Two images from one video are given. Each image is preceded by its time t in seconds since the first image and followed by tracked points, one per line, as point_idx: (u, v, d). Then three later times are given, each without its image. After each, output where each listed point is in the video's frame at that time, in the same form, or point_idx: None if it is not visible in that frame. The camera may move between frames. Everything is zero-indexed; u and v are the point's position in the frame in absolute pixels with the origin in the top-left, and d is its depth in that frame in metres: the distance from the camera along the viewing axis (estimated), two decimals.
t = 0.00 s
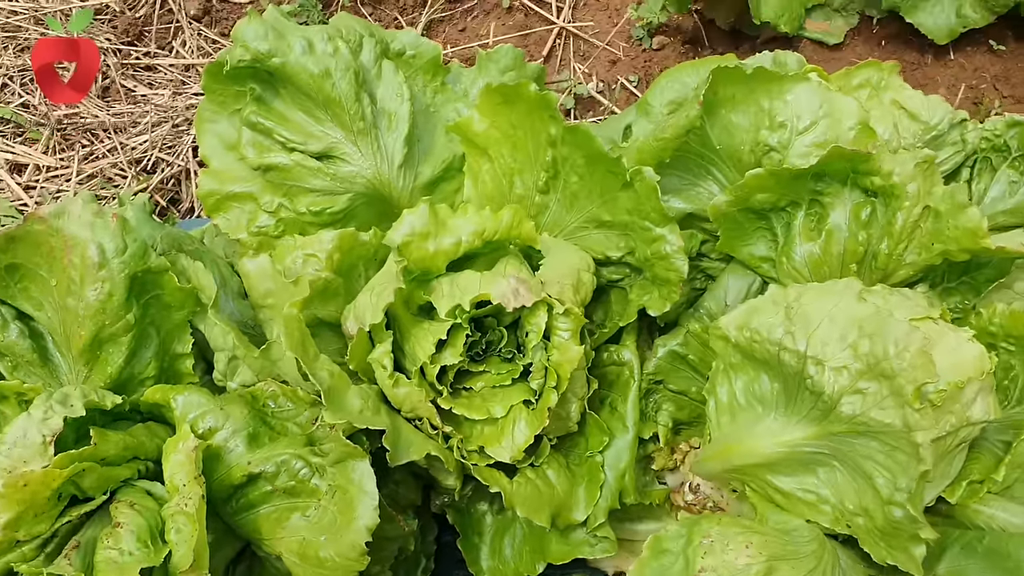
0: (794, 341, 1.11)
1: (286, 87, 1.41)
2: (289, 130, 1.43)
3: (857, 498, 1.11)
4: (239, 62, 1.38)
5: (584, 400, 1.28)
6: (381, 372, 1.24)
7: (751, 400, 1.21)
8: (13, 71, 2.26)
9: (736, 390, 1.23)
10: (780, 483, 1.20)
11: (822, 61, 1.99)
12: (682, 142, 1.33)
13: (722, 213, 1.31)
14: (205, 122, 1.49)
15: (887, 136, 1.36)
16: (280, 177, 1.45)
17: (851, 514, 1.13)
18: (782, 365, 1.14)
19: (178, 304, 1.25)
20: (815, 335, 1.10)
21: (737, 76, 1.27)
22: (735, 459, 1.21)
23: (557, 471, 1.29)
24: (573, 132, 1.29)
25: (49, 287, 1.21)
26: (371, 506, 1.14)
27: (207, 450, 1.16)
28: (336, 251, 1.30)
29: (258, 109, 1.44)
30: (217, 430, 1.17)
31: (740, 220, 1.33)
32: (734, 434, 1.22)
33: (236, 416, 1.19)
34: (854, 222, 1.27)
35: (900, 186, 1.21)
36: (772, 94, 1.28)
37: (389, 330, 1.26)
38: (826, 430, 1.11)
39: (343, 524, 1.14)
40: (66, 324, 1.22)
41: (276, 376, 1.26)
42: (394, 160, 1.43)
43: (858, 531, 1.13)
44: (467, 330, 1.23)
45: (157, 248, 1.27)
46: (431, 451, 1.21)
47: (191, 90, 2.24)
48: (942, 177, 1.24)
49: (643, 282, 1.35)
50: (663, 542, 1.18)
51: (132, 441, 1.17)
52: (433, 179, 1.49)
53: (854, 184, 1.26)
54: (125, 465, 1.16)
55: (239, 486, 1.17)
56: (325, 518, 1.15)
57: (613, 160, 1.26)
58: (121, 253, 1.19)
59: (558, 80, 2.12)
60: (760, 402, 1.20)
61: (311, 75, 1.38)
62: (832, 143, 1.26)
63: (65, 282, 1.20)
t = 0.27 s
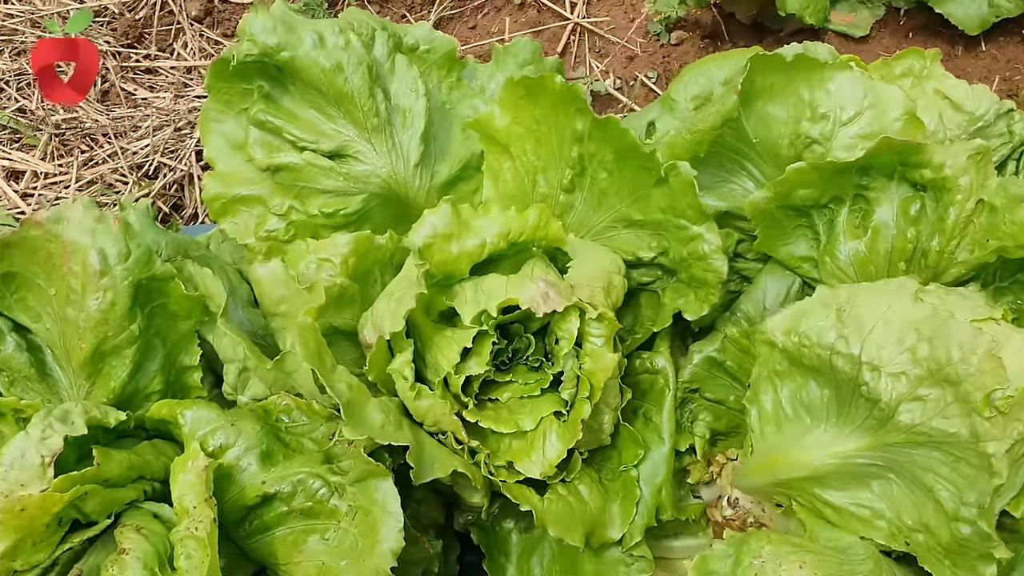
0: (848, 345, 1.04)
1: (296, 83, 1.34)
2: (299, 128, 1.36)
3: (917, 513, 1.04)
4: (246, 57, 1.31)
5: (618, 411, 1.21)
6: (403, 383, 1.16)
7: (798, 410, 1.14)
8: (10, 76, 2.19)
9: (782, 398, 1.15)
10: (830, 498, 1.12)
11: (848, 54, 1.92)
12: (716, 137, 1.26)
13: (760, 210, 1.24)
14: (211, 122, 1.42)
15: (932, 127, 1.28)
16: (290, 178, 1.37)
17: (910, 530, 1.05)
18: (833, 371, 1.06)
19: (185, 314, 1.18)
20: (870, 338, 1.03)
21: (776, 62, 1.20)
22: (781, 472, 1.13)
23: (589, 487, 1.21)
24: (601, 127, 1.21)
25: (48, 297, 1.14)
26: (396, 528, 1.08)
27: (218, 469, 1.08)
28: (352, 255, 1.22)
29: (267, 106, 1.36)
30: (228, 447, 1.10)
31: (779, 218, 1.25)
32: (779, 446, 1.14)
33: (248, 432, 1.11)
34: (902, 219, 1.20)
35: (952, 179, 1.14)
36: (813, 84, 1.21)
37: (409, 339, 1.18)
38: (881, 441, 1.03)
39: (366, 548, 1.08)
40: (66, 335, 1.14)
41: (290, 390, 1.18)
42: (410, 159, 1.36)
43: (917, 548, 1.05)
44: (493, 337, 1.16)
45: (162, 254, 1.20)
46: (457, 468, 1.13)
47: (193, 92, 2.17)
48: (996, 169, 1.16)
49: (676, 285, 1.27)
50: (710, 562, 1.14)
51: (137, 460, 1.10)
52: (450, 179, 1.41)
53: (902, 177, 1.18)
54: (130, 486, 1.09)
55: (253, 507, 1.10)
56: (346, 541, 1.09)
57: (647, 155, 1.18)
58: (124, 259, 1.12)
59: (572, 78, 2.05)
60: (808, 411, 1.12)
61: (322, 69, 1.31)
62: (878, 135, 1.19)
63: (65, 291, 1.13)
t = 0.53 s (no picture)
0: (899, 355, 0.96)
1: (297, 88, 1.27)
2: (300, 136, 1.28)
3: (977, 535, 0.96)
4: (244, 61, 1.24)
5: (648, 430, 1.13)
6: (418, 405, 1.08)
7: (843, 425, 1.06)
8: None
9: (825, 413, 1.08)
10: (880, 519, 1.04)
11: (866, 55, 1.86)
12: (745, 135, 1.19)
13: (793, 213, 1.17)
14: (207, 134, 1.34)
15: (972, 123, 1.21)
16: (292, 189, 1.30)
17: (969, 553, 0.97)
18: (883, 384, 0.99)
19: (184, 334, 1.10)
20: (923, 346, 0.95)
21: (808, 55, 1.14)
22: (827, 494, 1.06)
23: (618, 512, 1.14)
24: (623, 127, 1.14)
25: (37, 319, 1.06)
26: (414, 561, 1.00)
27: (222, 501, 1.00)
28: (361, 268, 1.14)
29: (267, 114, 1.29)
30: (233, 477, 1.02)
31: (813, 221, 1.18)
32: (824, 465, 1.06)
33: (253, 460, 1.03)
34: (947, 220, 1.12)
35: (1000, 176, 1.06)
36: (846, 78, 1.15)
37: (424, 357, 1.10)
38: (937, 457, 0.96)
39: None
40: (56, 360, 1.07)
41: (298, 414, 1.12)
42: (419, 166, 1.28)
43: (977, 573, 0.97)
44: (514, 353, 1.08)
45: (159, 271, 1.12)
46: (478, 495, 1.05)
47: (189, 106, 2.11)
48: None
49: (705, 294, 1.20)
50: None
51: (134, 492, 1.02)
52: (460, 187, 1.34)
53: (944, 175, 1.11)
54: (127, 521, 1.01)
55: (260, 541, 1.02)
56: None
57: (676, 155, 1.11)
58: (118, 276, 1.04)
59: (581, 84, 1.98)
60: (853, 426, 1.05)
61: (325, 73, 1.24)
62: (917, 131, 1.12)
63: (55, 312, 1.05)
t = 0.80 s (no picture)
0: (951, 370, 0.88)
1: (296, 96, 1.20)
2: (301, 147, 1.22)
3: None
4: (240, 68, 1.18)
5: (676, 453, 1.06)
6: (431, 429, 1.00)
7: (889, 445, 0.99)
8: None
9: (868, 434, 1.01)
10: (932, 548, 0.96)
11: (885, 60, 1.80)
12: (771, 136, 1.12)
13: (827, 220, 1.10)
14: (204, 148, 1.28)
15: (1012, 123, 1.14)
16: (294, 202, 1.23)
17: None
18: (933, 400, 0.91)
19: (178, 357, 1.03)
20: (976, 359, 0.87)
21: (841, 53, 1.08)
22: (873, 521, 0.98)
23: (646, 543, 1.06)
24: (643, 132, 1.08)
25: (19, 342, 0.99)
26: None
27: (221, 537, 0.93)
28: (367, 284, 1.07)
29: (265, 124, 1.23)
30: (231, 510, 0.94)
31: (847, 229, 1.12)
32: (868, 489, 0.99)
33: (253, 491, 0.95)
34: (989, 225, 1.04)
35: None
36: (879, 77, 1.09)
37: (436, 378, 1.03)
38: (993, 479, 0.88)
39: None
40: (40, 386, 0.99)
41: (300, 441, 1.05)
42: (425, 176, 1.22)
43: None
44: (533, 372, 1.01)
45: (151, 290, 1.05)
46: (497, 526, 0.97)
47: (184, 123, 2.04)
48: None
49: (733, 308, 1.13)
50: None
51: (124, 528, 0.94)
52: (470, 198, 1.28)
53: (987, 178, 1.03)
54: (116, 560, 0.93)
55: None
56: None
57: (703, 160, 1.04)
58: (107, 295, 0.97)
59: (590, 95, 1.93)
60: (900, 447, 0.98)
61: (326, 80, 1.18)
62: (955, 132, 1.06)
63: (39, 335, 0.98)
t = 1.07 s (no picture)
0: (995, 373, 0.81)
1: (284, 92, 1.14)
2: (290, 146, 1.15)
3: None
4: (224, 63, 1.12)
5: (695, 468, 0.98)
6: (430, 445, 0.93)
7: (925, 455, 0.91)
8: None
9: (901, 443, 0.93)
10: (974, 567, 0.88)
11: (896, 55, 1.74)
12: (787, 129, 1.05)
13: (850, 217, 1.03)
14: (188, 151, 1.21)
15: None
16: (282, 204, 1.16)
17: None
18: (976, 408, 0.84)
19: (158, 369, 0.96)
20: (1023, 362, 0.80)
21: (862, 38, 1.02)
22: (910, 538, 0.91)
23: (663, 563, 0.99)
24: (653, 124, 1.01)
25: None
26: None
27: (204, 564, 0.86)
28: (361, 290, 1.00)
29: (252, 123, 1.16)
30: (215, 535, 0.87)
31: (872, 226, 1.05)
32: (903, 504, 0.92)
33: (237, 513, 0.88)
34: None
35: None
36: (903, 63, 1.03)
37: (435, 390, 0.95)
38: None
39: None
40: (8, 403, 0.91)
41: (290, 458, 0.96)
42: (422, 176, 1.15)
43: None
44: (540, 381, 0.94)
45: (129, 299, 0.99)
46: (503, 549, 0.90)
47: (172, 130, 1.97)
48: None
49: (752, 310, 1.06)
50: None
51: (99, 556, 0.87)
52: (469, 198, 1.21)
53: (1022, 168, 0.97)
54: None
55: None
56: None
57: (720, 150, 0.98)
58: (79, 303, 0.90)
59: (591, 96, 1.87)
60: (937, 457, 0.90)
61: (314, 74, 1.11)
62: (988, 119, 0.99)
63: (6, 348, 0.90)
